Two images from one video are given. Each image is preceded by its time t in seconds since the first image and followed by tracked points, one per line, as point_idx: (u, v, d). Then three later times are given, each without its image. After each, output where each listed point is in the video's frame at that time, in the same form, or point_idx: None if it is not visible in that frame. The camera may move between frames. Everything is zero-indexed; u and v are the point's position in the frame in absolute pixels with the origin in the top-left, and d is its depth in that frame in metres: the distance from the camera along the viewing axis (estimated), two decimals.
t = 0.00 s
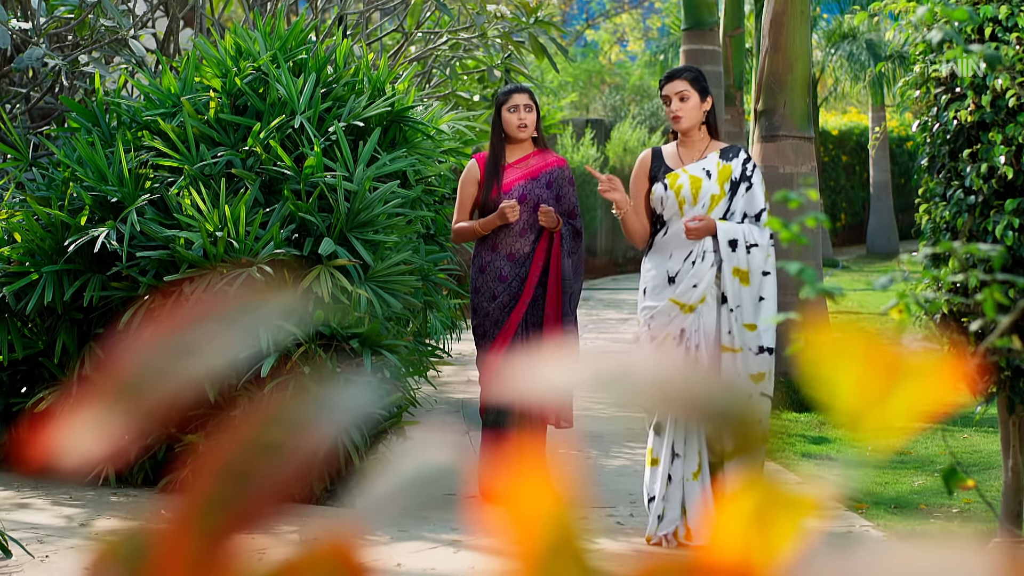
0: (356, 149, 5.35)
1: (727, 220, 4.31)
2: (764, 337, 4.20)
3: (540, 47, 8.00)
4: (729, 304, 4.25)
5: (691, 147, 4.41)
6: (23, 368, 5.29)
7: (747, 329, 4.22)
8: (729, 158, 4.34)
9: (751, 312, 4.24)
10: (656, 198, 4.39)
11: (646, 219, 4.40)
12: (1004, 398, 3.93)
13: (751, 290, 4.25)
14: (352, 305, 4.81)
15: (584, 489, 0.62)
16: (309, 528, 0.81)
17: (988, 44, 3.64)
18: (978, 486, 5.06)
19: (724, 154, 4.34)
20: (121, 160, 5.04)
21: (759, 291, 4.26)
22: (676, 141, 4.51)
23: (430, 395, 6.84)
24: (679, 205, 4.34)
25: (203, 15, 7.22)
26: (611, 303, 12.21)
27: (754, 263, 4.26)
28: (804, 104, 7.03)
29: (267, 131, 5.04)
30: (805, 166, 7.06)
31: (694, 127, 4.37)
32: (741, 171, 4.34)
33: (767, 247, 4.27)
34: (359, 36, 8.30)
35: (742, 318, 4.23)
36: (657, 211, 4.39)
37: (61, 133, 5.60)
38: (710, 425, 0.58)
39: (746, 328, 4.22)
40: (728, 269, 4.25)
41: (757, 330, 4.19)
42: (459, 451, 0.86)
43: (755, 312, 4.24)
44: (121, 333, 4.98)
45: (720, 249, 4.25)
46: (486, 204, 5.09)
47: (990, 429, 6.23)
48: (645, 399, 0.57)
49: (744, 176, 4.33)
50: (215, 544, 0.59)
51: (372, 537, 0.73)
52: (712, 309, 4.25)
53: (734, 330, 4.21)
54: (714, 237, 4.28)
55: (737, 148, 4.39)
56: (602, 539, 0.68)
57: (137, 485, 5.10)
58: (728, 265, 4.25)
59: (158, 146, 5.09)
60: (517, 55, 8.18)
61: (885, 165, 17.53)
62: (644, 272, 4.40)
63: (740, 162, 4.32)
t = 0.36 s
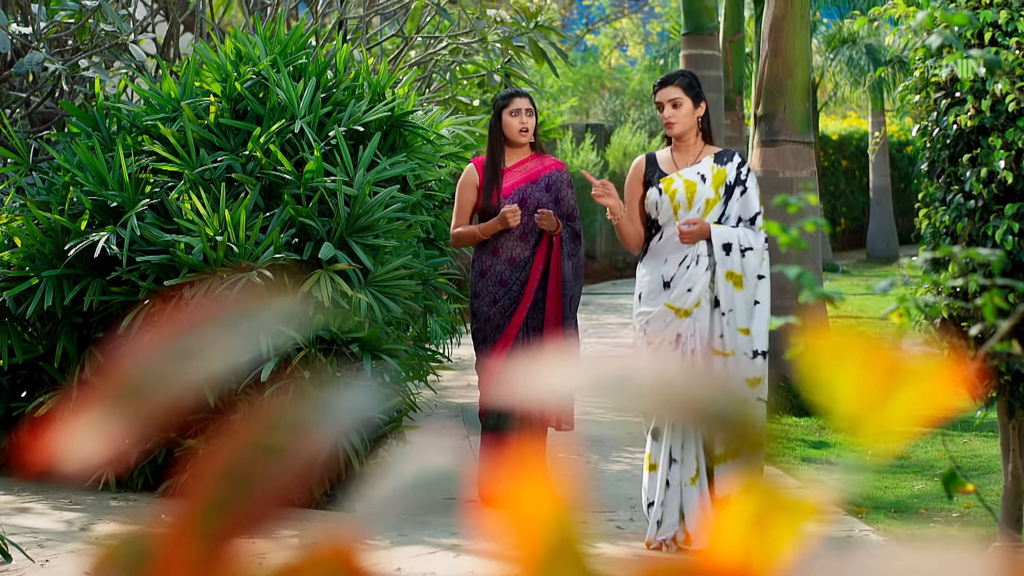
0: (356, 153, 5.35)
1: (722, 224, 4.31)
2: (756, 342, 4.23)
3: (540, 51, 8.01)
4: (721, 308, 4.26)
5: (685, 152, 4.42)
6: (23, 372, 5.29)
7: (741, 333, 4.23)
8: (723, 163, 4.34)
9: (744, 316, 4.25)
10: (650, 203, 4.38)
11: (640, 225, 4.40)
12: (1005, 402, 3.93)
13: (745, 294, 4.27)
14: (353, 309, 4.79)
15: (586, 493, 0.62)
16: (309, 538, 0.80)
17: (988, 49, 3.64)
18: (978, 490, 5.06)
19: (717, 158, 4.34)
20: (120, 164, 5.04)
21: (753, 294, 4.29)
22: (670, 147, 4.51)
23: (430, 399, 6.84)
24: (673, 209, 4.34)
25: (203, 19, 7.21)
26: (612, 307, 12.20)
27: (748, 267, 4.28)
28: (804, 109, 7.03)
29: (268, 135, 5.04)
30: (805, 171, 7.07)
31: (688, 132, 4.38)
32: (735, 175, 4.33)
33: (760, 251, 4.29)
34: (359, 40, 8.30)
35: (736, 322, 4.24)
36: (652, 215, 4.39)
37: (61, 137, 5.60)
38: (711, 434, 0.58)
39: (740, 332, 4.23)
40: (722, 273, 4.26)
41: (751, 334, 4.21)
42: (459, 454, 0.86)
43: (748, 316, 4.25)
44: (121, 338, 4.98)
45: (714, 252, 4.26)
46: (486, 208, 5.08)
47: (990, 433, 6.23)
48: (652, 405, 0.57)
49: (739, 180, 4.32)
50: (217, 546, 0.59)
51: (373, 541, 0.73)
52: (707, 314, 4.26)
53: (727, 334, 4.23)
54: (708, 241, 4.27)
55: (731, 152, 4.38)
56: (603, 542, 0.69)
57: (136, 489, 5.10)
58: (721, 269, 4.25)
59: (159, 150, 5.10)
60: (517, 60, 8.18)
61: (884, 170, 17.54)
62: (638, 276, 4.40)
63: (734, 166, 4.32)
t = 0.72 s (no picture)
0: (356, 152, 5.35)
1: (718, 222, 4.31)
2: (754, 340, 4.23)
3: (541, 49, 8.01)
4: (720, 305, 4.26)
5: (682, 150, 4.41)
6: (23, 370, 5.29)
7: (739, 331, 4.23)
8: (720, 161, 4.34)
9: (742, 313, 4.25)
10: (648, 202, 4.38)
11: (637, 223, 4.40)
12: (1005, 401, 3.93)
13: (742, 291, 4.27)
14: (352, 307, 4.81)
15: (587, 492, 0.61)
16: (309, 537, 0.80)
17: (987, 48, 3.64)
18: (977, 489, 5.07)
19: (714, 156, 4.34)
20: (120, 163, 5.04)
21: (749, 292, 4.28)
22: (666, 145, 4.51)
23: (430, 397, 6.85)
24: (671, 207, 4.34)
25: (203, 18, 7.21)
26: (612, 306, 12.20)
27: (745, 264, 4.28)
28: (804, 107, 7.03)
29: (268, 134, 5.04)
30: (805, 169, 7.07)
31: (683, 130, 4.38)
32: (732, 173, 4.34)
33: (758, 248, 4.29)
34: (359, 39, 8.30)
35: (734, 320, 4.24)
36: (650, 214, 4.38)
37: (62, 135, 5.60)
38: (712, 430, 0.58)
39: (739, 330, 4.23)
40: (720, 271, 4.26)
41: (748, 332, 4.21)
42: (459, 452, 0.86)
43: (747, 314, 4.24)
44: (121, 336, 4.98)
45: (713, 250, 4.26)
46: (485, 207, 5.09)
47: (990, 431, 6.23)
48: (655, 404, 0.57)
49: (736, 178, 4.33)
50: (219, 546, 0.59)
51: (373, 540, 0.74)
52: (705, 311, 4.26)
53: (725, 332, 4.22)
54: (706, 239, 4.28)
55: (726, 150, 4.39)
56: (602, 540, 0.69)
57: (136, 487, 5.11)
58: (720, 266, 4.26)
59: (159, 149, 5.10)
60: (517, 58, 8.17)
61: (885, 167, 17.54)
62: (636, 275, 4.40)
63: (731, 164, 4.32)
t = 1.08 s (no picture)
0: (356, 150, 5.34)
1: (717, 220, 4.31)
2: (752, 339, 4.24)
3: (540, 48, 8.01)
4: (721, 303, 4.27)
5: (681, 148, 4.39)
6: (23, 369, 5.29)
7: (738, 329, 4.24)
8: (719, 159, 4.33)
9: (743, 312, 4.26)
10: (647, 200, 4.36)
11: (636, 222, 4.39)
12: (1005, 400, 3.92)
13: (742, 290, 4.27)
14: (353, 306, 4.82)
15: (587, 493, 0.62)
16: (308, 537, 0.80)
17: (988, 46, 3.64)
18: (977, 487, 5.06)
19: (714, 154, 4.33)
20: (120, 161, 5.04)
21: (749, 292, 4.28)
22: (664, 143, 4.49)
23: (430, 396, 6.85)
24: (671, 206, 4.32)
25: (204, 16, 7.20)
26: (612, 304, 12.20)
27: (745, 263, 4.29)
28: (804, 106, 7.03)
29: (267, 132, 5.04)
30: (805, 168, 7.07)
31: (682, 129, 4.35)
32: (732, 171, 4.33)
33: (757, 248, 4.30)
34: (359, 37, 8.30)
35: (734, 318, 4.25)
36: (649, 213, 4.36)
37: (62, 134, 5.60)
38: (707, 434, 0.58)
39: (738, 329, 4.24)
40: (721, 269, 4.27)
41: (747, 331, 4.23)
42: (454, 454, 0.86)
43: (748, 312, 4.25)
44: (120, 334, 4.97)
45: (713, 248, 4.27)
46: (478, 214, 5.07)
47: (989, 430, 6.23)
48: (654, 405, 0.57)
49: (735, 176, 4.33)
50: (216, 545, 0.58)
51: (373, 538, 0.74)
52: (705, 310, 4.27)
53: (727, 330, 4.23)
54: (706, 237, 4.28)
55: (725, 148, 4.38)
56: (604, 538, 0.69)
57: (137, 486, 5.10)
58: (720, 265, 4.26)
59: (159, 147, 5.09)
60: (517, 56, 8.17)
61: (885, 165, 17.55)
62: (634, 274, 4.40)
63: (730, 162, 4.32)
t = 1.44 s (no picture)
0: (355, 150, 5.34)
1: (717, 220, 4.31)
2: (751, 339, 4.24)
3: (540, 48, 8.00)
4: (721, 304, 4.27)
5: (680, 148, 4.38)
6: (23, 369, 5.29)
7: (736, 330, 4.25)
8: (719, 159, 4.33)
9: (742, 312, 4.26)
10: (646, 200, 4.36)
11: (636, 222, 4.39)
12: (1005, 400, 3.92)
13: (741, 291, 4.28)
14: (352, 306, 4.82)
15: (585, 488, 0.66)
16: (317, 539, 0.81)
17: (988, 46, 3.63)
18: (978, 487, 5.06)
19: (714, 154, 4.33)
20: (120, 162, 5.04)
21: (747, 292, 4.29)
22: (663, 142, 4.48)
23: (430, 396, 6.84)
24: (671, 206, 4.32)
25: (203, 16, 7.20)
26: (612, 304, 12.19)
27: (744, 264, 4.29)
28: (804, 106, 7.02)
29: (267, 133, 5.03)
30: (805, 168, 7.06)
31: (682, 130, 4.35)
32: (731, 171, 4.34)
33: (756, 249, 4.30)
34: (359, 37, 8.28)
35: (733, 319, 4.26)
36: (649, 213, 4.36)
37: (61, 134, 5.60)
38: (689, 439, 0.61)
39: (736, 329, 4.25)
40: (720, 269, 4.27)
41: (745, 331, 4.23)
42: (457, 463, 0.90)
43: (746, 312, 4.26)
44: (120, 335, 4.98)
45: (713, 248, 4.26)
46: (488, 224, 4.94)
47: (990, 430, 6.22)
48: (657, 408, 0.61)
49: (735, 176, 4.33)
50: (212, 546, 0.70)
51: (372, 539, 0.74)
52: (705, 310, 4.27)
53: (726, 331, 4.23)
54: (706, 237, 4.27)
55: (725, 148, 4.38)
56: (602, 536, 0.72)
57: (136, 487, 5.09)
58: (720, 265, 4.26)
59: (158, 147, 5.09)
60: (517, 56, 8.17)
61: (885, 165, 17.51)
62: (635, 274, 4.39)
63: (730, 162, 4.32)
